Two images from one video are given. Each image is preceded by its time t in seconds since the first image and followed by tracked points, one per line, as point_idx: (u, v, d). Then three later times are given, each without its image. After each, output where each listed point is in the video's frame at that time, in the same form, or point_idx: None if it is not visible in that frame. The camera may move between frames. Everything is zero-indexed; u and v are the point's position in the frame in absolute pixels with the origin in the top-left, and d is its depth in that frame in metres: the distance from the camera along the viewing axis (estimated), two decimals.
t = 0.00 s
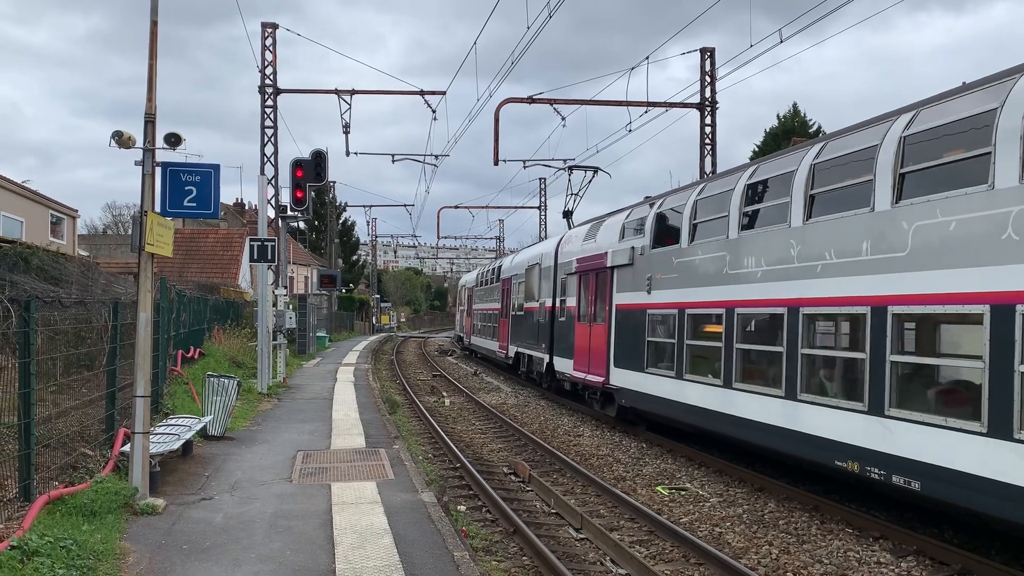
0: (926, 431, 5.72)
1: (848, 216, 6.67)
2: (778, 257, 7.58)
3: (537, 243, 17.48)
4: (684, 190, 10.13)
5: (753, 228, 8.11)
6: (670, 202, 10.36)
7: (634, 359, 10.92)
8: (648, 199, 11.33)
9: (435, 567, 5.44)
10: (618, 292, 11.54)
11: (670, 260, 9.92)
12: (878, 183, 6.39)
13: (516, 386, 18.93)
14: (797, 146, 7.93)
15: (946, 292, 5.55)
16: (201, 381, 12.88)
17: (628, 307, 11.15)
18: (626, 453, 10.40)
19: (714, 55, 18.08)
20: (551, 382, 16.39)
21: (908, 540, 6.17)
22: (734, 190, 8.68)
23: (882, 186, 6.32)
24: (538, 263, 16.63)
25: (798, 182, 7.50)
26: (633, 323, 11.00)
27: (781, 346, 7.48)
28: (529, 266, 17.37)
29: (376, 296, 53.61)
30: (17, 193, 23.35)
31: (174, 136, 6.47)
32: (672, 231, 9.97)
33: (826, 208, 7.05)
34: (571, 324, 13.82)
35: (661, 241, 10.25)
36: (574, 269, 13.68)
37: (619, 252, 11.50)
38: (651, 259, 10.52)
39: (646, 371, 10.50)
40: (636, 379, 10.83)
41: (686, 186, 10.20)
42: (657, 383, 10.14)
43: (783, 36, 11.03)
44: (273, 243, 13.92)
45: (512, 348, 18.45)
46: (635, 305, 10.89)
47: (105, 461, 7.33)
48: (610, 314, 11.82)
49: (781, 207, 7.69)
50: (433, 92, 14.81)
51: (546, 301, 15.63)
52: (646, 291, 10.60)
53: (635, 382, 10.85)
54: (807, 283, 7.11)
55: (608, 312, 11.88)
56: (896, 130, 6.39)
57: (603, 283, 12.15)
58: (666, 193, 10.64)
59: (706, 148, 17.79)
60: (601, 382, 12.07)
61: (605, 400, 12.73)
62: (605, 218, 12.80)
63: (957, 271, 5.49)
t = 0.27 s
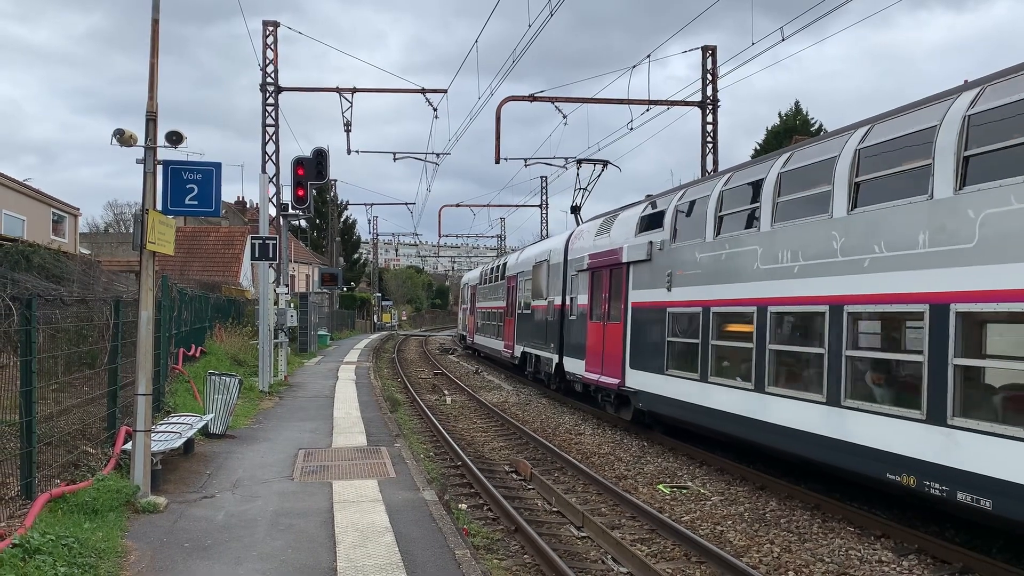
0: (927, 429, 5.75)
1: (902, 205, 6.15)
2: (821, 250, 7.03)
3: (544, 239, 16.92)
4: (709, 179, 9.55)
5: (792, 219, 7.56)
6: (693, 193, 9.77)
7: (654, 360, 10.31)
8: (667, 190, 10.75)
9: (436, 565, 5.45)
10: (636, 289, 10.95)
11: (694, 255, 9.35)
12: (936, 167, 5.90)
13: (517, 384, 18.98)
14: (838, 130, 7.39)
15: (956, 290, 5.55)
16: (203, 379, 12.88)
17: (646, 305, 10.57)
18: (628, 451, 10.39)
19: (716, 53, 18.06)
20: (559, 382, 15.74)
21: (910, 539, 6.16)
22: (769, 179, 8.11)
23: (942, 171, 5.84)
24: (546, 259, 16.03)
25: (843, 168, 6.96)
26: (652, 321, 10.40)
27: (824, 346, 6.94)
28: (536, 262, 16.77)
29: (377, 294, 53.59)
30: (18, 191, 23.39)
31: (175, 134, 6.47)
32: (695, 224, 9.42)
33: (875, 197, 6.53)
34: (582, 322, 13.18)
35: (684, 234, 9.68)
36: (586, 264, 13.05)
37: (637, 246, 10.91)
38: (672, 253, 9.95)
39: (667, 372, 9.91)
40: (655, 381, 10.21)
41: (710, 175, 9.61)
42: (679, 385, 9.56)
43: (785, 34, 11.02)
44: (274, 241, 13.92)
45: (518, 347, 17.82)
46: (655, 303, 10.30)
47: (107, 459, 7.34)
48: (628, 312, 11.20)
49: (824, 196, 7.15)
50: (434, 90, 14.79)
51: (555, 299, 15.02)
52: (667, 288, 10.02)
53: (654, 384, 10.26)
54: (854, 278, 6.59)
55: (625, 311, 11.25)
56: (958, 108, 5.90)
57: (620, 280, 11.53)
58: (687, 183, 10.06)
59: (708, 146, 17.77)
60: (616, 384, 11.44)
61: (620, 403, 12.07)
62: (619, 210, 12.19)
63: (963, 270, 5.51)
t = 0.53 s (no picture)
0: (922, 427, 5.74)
1: (964, 192, 5.54)
2: (864, 242, 6.43)
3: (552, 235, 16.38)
4: (735, 169, 8.97)
5: (830, 210, 6.94)
6: (717, 183, 9.21)
7: (672, 362, 9.68)
8: (688, 181, 10.18)
9: (436, 562, 5.45)
10: (652, 285, 10.36)
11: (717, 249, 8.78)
12: (965, 159, 5.60)
13: (518, 381, 19.07)
14: (882, 113, 6.81)
15: (951, 288, 5.52)
16: (204, 377, 12.88)
17: (664, 303, 9.97)
18: (628, 449, 10.40)
19: (717, 51, 18.03)
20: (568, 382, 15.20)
21: (911, 537, 6.16)
22: (803, 166, 7.50)
23: (1012, 153, 5.24)
24: (554, 255, 15.48)
25: (889, 152, 6.37)
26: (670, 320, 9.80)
27: (867, 347, 6.32)
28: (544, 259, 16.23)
29: (378, 292, 53.56)
30: (19, 189, 23.39)
31: (176, 132, 6.46)
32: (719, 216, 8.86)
33: (927, 183, 5.94)
34: (593, 321, 12.60)
35: (706, 228, 9.09)
36: (598, 260, 12.46)
37: (655, 241, 10.33)
38: (693, 248, 9.36)
39: (688, 374, 9.29)
40: (674, 384, 9.59)
41: (735, 165, 9.05)
42: (701, 388, 8.94)
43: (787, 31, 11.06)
44: (275, 239, 13.92)
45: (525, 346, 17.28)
46: (674, 300, 9.69)
47: (108, 457, 7.34)
48: (643, 311, 10.62)
49: (842, 190, 6.85)
50: (435, 88, 14.79)
51: (564, 297, 14.47)
52: (687, 285, 9.43)
53: (673, 387, 9.64)
54: (905, 272, 5.94)
55: (641, 309, 10.67)
56: (988, 97, 5.61)
57: (636, 277, 10.94)
58: (710, 173, 9.49)
59: (708, 144, 17.76)
60: (630, 387, 10.86)
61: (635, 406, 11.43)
62: (635, 203, 11.60)
63: (957, 269, 5.50)
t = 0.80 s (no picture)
0: (917, 425, 5.75)
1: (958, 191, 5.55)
2: (909, 234, 5.91)
3: (558, 231, 15.77)
4: (760, 159, 8.43)
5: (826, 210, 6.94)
6: (739, 173, 8.68)
7: (692, 364, 9.12)
8: (706, 173, 9.64)
9: (436, 560, 5.45)
10: (667, 282, 9.80)
11: (740, 244, 8.21)
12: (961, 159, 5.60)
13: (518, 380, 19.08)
14: (928, 94, 6.29)
15: (947, 286, 5.53)
16: (203, 375, 12.87)
17: (681, 301, 9.43)
18: (628, 448, 10.40)
19: (717, 49, 18.01)
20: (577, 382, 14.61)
21: (910, 535, 6.15)
22: (838, 153, 6.96)
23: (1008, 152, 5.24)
24: (561, 252, 14.87)
25: (938, 138, 5.85)
26: (687, 318, 9.24)
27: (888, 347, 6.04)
28: (550, 256, 15.61)
29: (378, 290, 53.54)
30: (19, 187, 23.37)
31: (175, 130, 6.46)
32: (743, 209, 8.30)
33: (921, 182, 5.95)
34: (604, 319, 12.08)
35: (729, 221, 8.54)
36: (609, 256, 11.88)
37: (671, 235, 9.79)
38: (714, 243, 8.79)
39: (709, 377, 8.74)
40: (694, 387, 9.04)
41: (758, 155, 8.52)
42: (723, 392, 8.41)
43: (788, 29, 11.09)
44: (275, 237, 13.91)
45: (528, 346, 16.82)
46: (692, 298, 9.15)
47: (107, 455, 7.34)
48: (658, 310, 10.04)
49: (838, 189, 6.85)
50: (434, 86, 14.79)
51: (573, 296, 13.87)
52: (707, 282, 8.84)
53: (691, 390, 9.10)
54: (926, 270, 5.70)
55: (656, 308, 10.10)
56: (984, 96, 5.61)
57: (650, 274, 10.37)
58: (732, 164, 8.96)
59: (708, 142, 17.75)
60: (645, 389, 10.28)
61: (649, 409, 10.88)
62: (648, 196, 11.05)
63: (953, 267, 5.50)
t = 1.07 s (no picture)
0: (911, 424, 5.77)
1: (952, 190, 5.53)
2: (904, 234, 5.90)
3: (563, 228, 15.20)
4: (786, 148, 7.91)
5: (820, 210, 6.96)
6: (763, 163, 8.17)
7: (711, 366, 8.62)
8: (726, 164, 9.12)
9: (435, 559, 5.46)
10: (684, 280, 9.29)
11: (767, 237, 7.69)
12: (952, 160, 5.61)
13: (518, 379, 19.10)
14: (987, 73, 5.74)
15: (939, 286, 5.52)
16: (203, 374, 12.88)
17: (698, 300, 8.93)
18: (627, 447, 10.40)
19: (717, 48, 18.00)
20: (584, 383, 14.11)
21: (910, 534, 6.15)
22: (876, 141, 6.45)
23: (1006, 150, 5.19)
24: (567, 249, 14.30)
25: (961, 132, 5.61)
26: (706, 318, 8.73)
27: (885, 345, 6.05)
28: (555, 253, 15.02)
29: (378, 289, 53.55)
30: (18, 186, 23.35)
31: (175, 129, 6.45)
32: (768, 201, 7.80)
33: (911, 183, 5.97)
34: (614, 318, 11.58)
35: (752, 215, 8.02)
36: (620, 253, 11.36)
37: (688, 230, 9.27)
38: (735, 237, 8.27)
39: (730, 381, 8.25)
40: (713, 391, 8.54)
41: (784, 144, 8.00)
42: (745, 396, 7.91)
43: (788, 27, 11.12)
44: (274, 236, 13.90)
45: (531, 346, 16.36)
46: (712, 296, 8.63)
47: (107, 454, 7.34)
48: (674, 309, 9.54)
49: (833, 190, 6.86)
50: (434, 85, 14.79)
51: (579, 294, 13.34)
52: (729, 279, 8.31)
53: (710, 394, 8.60)
54: (921, 269, 5.69)
55: (671, 308, 9.60)
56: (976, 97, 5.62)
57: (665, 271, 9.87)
58: (754, 154, 8.44)
59: (708, 141, 17.74)
60: (659, 393, 9.76)
61: (663, 413, 10.37)
62: (662, 190, 10.52)
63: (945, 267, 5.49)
